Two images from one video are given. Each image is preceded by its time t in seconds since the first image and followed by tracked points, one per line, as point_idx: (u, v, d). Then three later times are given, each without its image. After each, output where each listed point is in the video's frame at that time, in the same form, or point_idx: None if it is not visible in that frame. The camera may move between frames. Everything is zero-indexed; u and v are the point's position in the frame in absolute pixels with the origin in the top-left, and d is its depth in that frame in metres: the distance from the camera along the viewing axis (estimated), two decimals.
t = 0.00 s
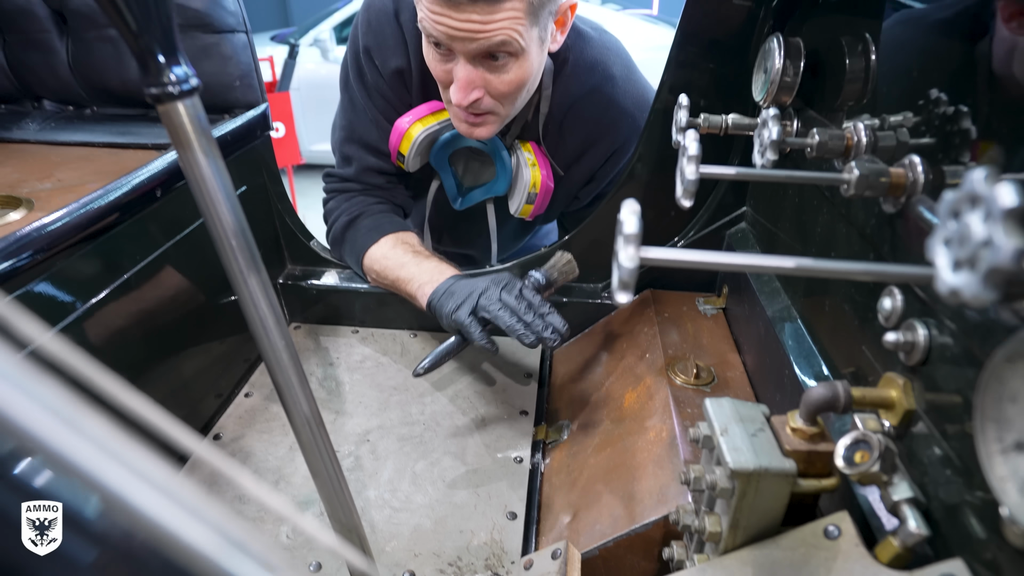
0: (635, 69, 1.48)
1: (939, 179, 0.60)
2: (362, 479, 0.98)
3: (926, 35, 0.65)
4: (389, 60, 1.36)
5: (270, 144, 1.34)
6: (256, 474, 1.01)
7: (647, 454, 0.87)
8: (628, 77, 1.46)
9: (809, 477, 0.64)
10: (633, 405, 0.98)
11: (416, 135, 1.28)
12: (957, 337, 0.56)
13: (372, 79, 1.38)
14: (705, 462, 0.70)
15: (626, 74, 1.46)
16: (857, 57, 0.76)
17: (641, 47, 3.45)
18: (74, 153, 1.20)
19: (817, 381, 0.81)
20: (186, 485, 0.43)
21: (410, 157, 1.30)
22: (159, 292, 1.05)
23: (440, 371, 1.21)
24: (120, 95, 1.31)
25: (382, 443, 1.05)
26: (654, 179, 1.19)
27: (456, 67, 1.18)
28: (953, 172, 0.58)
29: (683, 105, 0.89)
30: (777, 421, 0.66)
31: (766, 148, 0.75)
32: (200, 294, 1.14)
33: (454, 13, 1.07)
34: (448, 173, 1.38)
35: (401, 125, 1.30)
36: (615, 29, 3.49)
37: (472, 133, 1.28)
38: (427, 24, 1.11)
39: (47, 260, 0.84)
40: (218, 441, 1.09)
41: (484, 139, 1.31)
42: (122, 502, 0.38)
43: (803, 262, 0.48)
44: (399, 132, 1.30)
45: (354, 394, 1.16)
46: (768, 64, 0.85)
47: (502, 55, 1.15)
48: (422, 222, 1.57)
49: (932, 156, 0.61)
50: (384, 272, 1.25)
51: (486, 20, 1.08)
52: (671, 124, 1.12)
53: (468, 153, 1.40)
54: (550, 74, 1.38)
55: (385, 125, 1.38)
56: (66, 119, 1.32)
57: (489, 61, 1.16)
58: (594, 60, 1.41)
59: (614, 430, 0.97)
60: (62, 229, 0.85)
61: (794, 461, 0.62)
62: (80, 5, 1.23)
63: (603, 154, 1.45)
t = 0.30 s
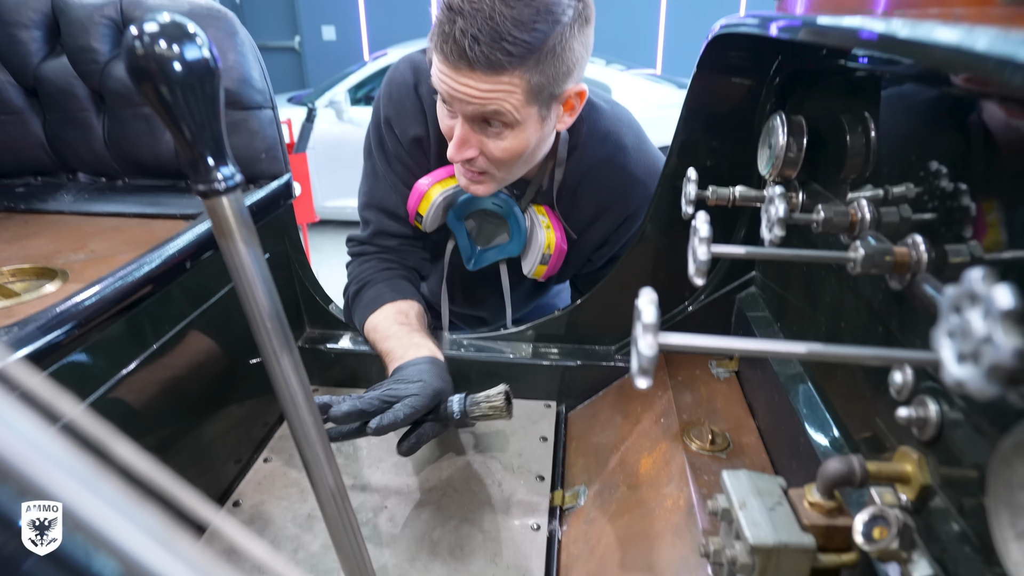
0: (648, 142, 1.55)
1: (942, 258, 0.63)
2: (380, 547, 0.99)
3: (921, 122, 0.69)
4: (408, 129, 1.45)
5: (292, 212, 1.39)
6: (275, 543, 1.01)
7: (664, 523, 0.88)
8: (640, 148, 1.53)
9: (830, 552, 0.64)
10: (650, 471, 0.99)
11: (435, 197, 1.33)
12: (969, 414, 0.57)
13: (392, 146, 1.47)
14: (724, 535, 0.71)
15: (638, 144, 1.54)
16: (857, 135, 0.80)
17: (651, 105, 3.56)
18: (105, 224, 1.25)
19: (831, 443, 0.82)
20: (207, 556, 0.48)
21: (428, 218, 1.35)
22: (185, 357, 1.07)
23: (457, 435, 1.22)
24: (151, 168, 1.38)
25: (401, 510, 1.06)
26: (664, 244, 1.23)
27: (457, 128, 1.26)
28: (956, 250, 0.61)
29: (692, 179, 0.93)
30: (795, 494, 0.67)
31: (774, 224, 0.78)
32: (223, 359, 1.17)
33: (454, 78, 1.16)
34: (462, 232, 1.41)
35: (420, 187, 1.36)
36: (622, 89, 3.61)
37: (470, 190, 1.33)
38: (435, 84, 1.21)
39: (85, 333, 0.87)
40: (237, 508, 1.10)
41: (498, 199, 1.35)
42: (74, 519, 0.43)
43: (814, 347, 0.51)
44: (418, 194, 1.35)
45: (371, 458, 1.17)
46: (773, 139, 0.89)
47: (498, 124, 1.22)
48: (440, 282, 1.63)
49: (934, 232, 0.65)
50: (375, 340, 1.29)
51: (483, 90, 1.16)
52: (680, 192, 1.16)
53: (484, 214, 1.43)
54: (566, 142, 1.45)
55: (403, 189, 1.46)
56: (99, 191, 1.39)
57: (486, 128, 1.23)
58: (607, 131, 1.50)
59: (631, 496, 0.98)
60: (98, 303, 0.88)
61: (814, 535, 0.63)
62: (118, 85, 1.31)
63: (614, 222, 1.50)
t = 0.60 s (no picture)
0: (659, 195, 1.58)
1: (953, 317, 0.64)
2: None
3: (928, 185, 0.71)
4: (424, 181, 1.50)
5: (307, 259, 1.42)
6: None
7: None
8: (652, 202, 1.56)
9: None
10: (662, 524, 0.98)
11: (446, 244, 1.35)
12: (985, 476, 0.57)
13: (407, 199, 1.51)
14: None
15: (650, 198, 1.57)
16: (865, 191, 0.81)
17: (658, 151, 3.63)
18: (124, 271, 1.27)
19: (845, 494, 0.82)
20: None
21: (440, 264, 1.36)
22: (196, 404, 1.08)
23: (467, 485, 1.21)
24: (171, 216, 1.41)
25: (410, 563, 1.04)
26: (673, 293, 1.24)
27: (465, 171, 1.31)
28: (967, 309, 0.62)
29: (702, 233, 0.95)
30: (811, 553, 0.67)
31: (784, 280, 0.79)
32: (232, 405, 1.18)
33: (464, 121, 1.22)
34: (474, 281, 1.43)
35: (434, 235, 1.37)
36: (629, 136, 3.69)
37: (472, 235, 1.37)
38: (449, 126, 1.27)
39: (99, 384, 0.88)
40: (245, 558, 1.09)
41: (508, 247, 1.37)
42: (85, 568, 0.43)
43: (829, 409, 0.52)
44: (430, 241, 1.37)
45: (381, 508, 1.16)
46: (781, 195, 0.91)
47: (502, 171, 1.26)
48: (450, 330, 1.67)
49: (946, 288, 0.66)
50: (401, 387, 1.28)
51: (490, 135, 1.21)
52: (689, 244, 1.18)
53: (495, 263, 1.45)
54: (580, 195, 1.48)
55: (416, 240, 1.50)
56: (119, 238, 1.42)
57: (492, 173, 1.28)
58: (619, 184, 1.52)
59: (644, 551, 0.97)
60: (114, 354, 0.90)
61: None
62: (143, 138, 1.35)
63: (628, 272, 1.53)
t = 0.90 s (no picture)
0: (659, 200, 1.57)
1: (961, 321, 0.63)
2: None
3: (940, 190, 0.70)
4: (425, 184, 1.51)
5: (311, 262, 1.43)
6: None
7: None
8: (652, 208, 1.55)
9: None
10: (666, 529, 0.97)
11: (445, 244, 1.35)
12: (994, 480, 0.56)
13: (411, 202, 1.52)
14: None
15: (650, 204, 1.56)
16: (871, 196, 0.81)
17: (662, 158, 3.64)
18: (130, 272, 1.28)
19: (851, 501, 0.81)
20: None
21: (438, 264, 1.36)
22: (200, 404, 1.09)
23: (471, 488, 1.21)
24: (177, 218, 1.42)
25: (412, 566, 1.04)
26: (678, 298, 1.24)
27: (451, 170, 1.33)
28: (975, 312, 0.61)
29: (707, 237, 0.94)
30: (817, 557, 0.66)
31: (790, 283, 0.79)
32: (236, 407, 1.18)
33: (446, 118, 1.24)
34: (472, 282, 1.42)
35: (432, 235, 1.37)
36: (634, 143, 3.69)
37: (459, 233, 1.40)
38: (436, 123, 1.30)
39: (104, 383, 0.88)
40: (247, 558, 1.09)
41: (506, 248, 1.35)
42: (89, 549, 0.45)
43: (836, 411, 0.51)
44: (429, 240, 1.37)
45: (383, 510, 1.16)
46: (787, 199, 0.91)
47: (483, 171, 1.28)
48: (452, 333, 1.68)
49: (953, 292, 0.66)
50: (410, 388, 1.27)
51: (474, 135, 1.23)
52: (694, 248, 1.18)
53: (493, 266, 1.43)
54: (577, 203, 1.49)
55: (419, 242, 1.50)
56: (125, 239, 1.43)
57: (475, 172, 1.30)
58: (618, 192, 1.52)
59: (648, 555, 0.96)
60: (118, 352, 0.90)
61: None
62: (151, 140, 1.36)
63: (626, 280, 1.53)
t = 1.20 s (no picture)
0: (666, 201, 1.58)
1: (967, 322, 0.63)
2: None
3: (943, 189, 0.70)
4: (429, 182, 1.51)
5: (314, 263, 1.43)
6: None
7: None
8: (659, 208, 1.56)
9: None
10: (670, 531, 0.97)
11: (455, 248, 1.34)
12: (1000, 482, 0.56)
13: (415, 202, 1.52)
14: None
15: (658, 205, 1.56)
16: (876, 197, 0.81)
17: (665, 160, 3.63)
18: (133, 273, 1.28)
19: (855, 503, 0.81)
20: None
21: (448, 269, 1.36)
22: (205, 405, 1.09)
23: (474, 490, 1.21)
24: (180, 219, 1.42)
25: (415, 567, 1.04)
26: (681, 299, 1.24)
27: (515, 176, 1.27)
28: (981, 313, 0.61)
29: (711, 238, 0.94)
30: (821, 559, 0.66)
31: (794, 284, 0.78)
32: (240, 407, 1.18)
33: (519, 119, 1.18)
34: (481, 285, 1.44)
35: (441, 238, 1.37)
36: (637, 144, 3.69)
37: (524, 242, 1.34)
38: (489, 136, 1.21)
39: (106, 385, 0.87)
40: (250, 560, 1.09)
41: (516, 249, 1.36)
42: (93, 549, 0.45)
43: (843, 413, 0.51)
44: (439, 244, 1.36)
45: (387, 511, 1.15)
46: (792, 200, 0.91)
47: (559, 160, 1.25)
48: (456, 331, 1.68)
49: (959, 293, 0.65)
50: (399, 393, 1.27)
51: (548, 129, 1.19)
52: (697, 249, 1.18)
53: (500, 266, 1.44)
54: (586, 201, 1.48)
55: (422, 242, 1.50)
56: (129, 240, 1.43)
57: (547, 166, 1.26)
58: (625, 190, 1.52)
59: (652, 557, 0.96)
60: (121, 353, 0.90)
61: None
62: (154, 141, 1.36)
63: (634, 277, 1.52)
